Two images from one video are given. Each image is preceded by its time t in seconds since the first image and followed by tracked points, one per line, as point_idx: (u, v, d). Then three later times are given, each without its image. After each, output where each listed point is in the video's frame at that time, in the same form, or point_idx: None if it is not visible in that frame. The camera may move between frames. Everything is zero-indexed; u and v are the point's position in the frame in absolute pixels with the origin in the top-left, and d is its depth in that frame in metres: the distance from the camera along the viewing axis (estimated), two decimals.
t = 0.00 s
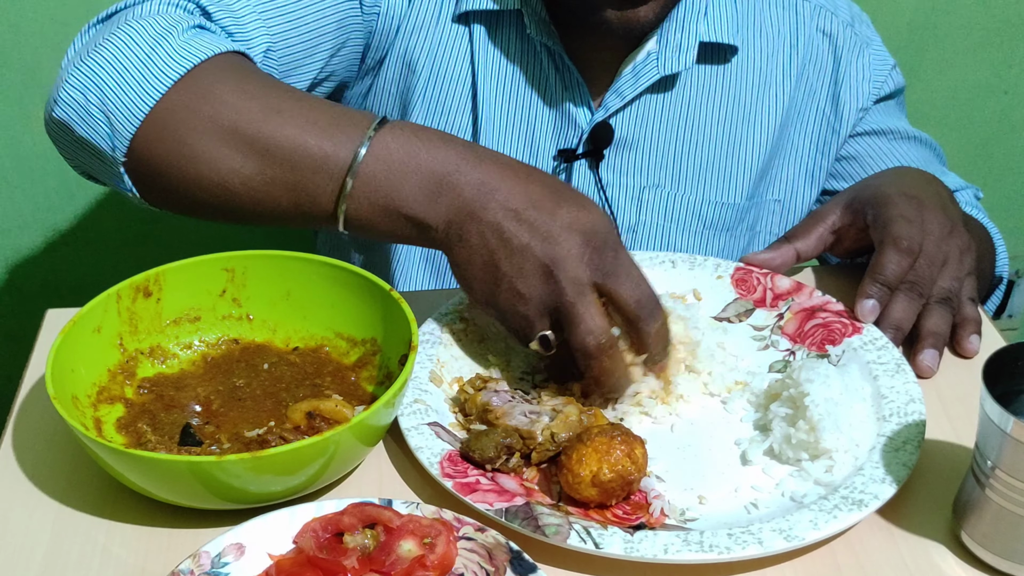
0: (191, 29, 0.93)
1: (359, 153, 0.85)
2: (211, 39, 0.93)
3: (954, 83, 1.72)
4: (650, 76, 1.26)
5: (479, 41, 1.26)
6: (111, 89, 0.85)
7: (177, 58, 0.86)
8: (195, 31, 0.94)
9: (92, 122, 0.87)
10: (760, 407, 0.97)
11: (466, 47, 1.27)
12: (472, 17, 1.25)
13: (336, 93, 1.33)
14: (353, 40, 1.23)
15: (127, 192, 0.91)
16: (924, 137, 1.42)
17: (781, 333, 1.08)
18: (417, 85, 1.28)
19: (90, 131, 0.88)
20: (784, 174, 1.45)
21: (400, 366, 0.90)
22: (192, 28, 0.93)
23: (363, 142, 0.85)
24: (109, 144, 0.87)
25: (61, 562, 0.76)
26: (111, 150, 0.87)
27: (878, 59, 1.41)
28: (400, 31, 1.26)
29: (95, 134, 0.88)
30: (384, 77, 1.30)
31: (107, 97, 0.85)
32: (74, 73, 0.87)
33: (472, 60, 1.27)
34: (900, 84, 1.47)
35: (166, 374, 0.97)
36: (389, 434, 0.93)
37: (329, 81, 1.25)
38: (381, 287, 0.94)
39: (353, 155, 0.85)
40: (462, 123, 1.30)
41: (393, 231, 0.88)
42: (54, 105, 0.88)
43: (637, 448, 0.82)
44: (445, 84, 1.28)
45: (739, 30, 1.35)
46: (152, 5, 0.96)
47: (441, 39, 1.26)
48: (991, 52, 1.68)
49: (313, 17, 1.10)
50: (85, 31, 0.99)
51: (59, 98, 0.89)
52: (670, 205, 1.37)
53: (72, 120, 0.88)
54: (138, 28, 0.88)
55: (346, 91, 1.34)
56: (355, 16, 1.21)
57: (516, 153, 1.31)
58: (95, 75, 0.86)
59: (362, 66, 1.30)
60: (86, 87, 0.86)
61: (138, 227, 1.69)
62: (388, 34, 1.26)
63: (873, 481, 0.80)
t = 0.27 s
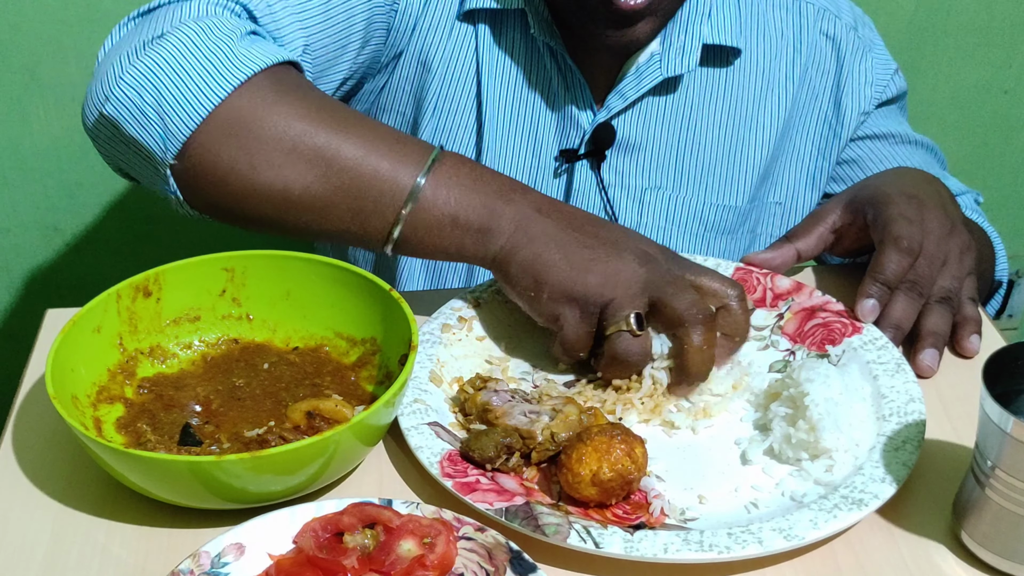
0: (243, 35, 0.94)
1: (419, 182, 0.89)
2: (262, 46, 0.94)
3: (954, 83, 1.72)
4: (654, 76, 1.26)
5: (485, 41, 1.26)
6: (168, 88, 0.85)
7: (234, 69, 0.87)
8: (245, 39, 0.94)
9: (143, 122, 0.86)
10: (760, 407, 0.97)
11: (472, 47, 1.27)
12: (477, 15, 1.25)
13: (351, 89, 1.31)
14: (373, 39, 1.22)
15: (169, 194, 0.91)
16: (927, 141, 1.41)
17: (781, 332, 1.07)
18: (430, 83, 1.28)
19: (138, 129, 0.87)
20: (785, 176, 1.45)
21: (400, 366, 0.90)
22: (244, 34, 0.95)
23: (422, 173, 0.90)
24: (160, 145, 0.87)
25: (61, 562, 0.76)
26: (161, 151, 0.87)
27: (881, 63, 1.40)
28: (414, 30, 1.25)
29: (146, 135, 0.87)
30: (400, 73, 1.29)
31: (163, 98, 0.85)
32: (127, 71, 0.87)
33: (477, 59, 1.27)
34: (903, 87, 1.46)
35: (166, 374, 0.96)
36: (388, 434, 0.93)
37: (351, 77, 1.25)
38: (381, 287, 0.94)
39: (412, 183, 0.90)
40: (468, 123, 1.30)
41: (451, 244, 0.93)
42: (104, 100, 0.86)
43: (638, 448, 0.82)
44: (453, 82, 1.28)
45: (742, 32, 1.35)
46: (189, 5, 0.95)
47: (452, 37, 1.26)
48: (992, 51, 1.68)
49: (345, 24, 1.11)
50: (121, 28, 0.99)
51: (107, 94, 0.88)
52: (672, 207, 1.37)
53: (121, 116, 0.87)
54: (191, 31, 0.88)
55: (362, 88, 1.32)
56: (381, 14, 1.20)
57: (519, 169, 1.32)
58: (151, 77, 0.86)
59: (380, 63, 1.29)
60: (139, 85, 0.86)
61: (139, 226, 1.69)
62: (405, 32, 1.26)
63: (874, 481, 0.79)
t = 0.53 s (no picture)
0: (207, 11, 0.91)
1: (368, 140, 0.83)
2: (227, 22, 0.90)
3: (954, 82, 1.72)
4: (655, 78, 1.26)
5: (485, 41, 1.26)
6: (121, 62, 0.84)
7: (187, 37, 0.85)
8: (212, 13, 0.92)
9: (100, 96, 0.86)
10: (760, 407, 0.97)
11: (471, 46, 1.27)
12: (478, 16, 1.25)
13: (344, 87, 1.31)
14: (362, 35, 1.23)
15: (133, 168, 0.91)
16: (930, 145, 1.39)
17: (780, 332, 1.08)
18: (425, 82, 1.28)
19: (96, 103, 0.87)
20: (787, 177, 1.45)
21: (400, 366, 0.90)
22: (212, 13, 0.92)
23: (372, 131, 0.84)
24: (117, 119, 0.87)
25: (60, 563, 0.76)
26: (118, 124, 0.87)
27: (884, 65, 1.40)
28: (409, 30, 1.26)
29: (103, 107, 0.87)
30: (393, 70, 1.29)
31: (117, 70, 0.84)
32: (84, 44, 0.86)
33: (477, 59, 1.27)
34: (905, 91, 1.45)
35: (166, 374, 0.96)
36: (388, 434, 0.93)
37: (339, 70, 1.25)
38: (381, 286, 0.94)
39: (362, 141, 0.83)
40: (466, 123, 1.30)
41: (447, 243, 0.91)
42: (61, 76, 0.87)
43: (637, 447, 0.82)
44: (452, 82, 1.28)
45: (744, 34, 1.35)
46: None
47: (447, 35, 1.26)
48: (992, 50, 1.68)
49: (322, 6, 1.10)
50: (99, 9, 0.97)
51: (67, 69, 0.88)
52: (673, 209, 1.37)
53: (80, 91, 0.87)
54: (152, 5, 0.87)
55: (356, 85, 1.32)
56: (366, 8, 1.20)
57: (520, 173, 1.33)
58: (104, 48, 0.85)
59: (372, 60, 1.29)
60: (95, 59, 0.85)
61: (138, 226, 1.68)
62: (396, 30, 1.26)
63: (873, 481, 0.79)
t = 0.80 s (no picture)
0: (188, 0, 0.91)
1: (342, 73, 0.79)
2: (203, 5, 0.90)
3: (954, 82, 1.72)
4: (651, 77, 1.26)
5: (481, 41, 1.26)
6: (99, 45, 0.87)
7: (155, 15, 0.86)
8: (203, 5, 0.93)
9: (84, 84, 0.89)
10: (761, 407, 0.97)
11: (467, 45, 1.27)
12: (475, 16, 1.25)
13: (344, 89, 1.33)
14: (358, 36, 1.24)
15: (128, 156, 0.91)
16: (928, 143, 1.37)
17: (781, 332, 1.07)
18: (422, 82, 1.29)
19: (84, 94, 0.89)
20: (785, 177, 1.45)
21: (400, 366, 0.90)
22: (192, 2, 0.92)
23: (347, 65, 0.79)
24: (104, 104, 0.88)
25: (60, 563, 0.76)
26: (106, 109, 0.88)
27: (882, 64, 1.40)
28: (406, 30, 1.27)
29: (91, 97, 0.89)
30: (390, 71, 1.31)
31: (94, 56, 0.87)
32: (66, 44, 0.90)
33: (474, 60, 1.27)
34: (905, 88, 1.45)
35: (166, 374, 0.96)
36: (388, 434, 0.93)
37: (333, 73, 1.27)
38: (381, 286, 0.94)
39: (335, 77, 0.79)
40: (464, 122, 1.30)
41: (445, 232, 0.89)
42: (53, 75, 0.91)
43: (637, 448, 0.82)
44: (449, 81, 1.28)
45: (742, 33, 1.35)
46: None
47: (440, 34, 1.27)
48: (991, 51, 1.68)
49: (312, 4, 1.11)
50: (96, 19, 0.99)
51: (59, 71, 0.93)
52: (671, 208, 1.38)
53: (71, 87, 0.91)
54: None
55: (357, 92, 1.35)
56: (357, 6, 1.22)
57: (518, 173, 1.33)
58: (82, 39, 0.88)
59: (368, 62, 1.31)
60: (78, 52, 0.89)
61: (138, 226, 1.68)
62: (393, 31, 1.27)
63: (873, 481, 0.80)
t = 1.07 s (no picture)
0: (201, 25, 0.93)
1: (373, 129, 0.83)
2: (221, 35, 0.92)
3: (954, 83, 1.72)
4: (651, 78, 1.26)
5: (481, 44, 1.26)
6: (123, 86, 0.86)
7: (183, 52, 0.86)
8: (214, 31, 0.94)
9: (104, 121, 0.87)
10: (761, 407, 0.97)
11: (467, 48, 1.27)
12: (474, 18, 1.26)
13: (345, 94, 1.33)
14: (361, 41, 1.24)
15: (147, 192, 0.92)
16: (927, 143, 1.38)
17: (781, 332, 1.07)
18: (422, 84, 1.29)
19: (105, 132, 0.88)
20: (785, 178, 1.45)
21: (400, 366, 0.90)
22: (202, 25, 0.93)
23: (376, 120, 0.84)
24: (126, 143, 0.88)
25: (60, 562, 0.76)
26: (128, 148, 0.88)
27: (882, 64, 1.40)
28: (407, 32, 1.27)
29: (112, 135, 0.88)
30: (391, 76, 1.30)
31: (118, 94, 0.86)
32: (86, 77, 0.88)
33: (474, 62, 1.27)
34: (905, 88, 1.45)
35: (166, 374, 0.97)
36: (388, 434, 0.93)
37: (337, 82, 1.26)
38: (381, 287, 0.94)
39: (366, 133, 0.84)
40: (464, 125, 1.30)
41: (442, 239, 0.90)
42: (69, 110, 0.88)
43: (638, 449, 0.82)
44: (449, 83, 1.28)
45: (741, 33, 1.35)
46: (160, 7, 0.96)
47: (441, 36, 1.27)
48: (991, 51, 1.68)
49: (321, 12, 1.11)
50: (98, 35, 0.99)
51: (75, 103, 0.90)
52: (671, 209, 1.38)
53: (90, 123, 0.89)
54: (146, 29, 0.89)
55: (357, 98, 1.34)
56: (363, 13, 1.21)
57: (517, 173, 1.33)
58: (105, 75, 0.86)
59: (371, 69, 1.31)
60: (98, 88, 0.87)
61: (139, 227, 1.68)
62: (395, 35, 1.27)
63: (873, 482, 0.80)
